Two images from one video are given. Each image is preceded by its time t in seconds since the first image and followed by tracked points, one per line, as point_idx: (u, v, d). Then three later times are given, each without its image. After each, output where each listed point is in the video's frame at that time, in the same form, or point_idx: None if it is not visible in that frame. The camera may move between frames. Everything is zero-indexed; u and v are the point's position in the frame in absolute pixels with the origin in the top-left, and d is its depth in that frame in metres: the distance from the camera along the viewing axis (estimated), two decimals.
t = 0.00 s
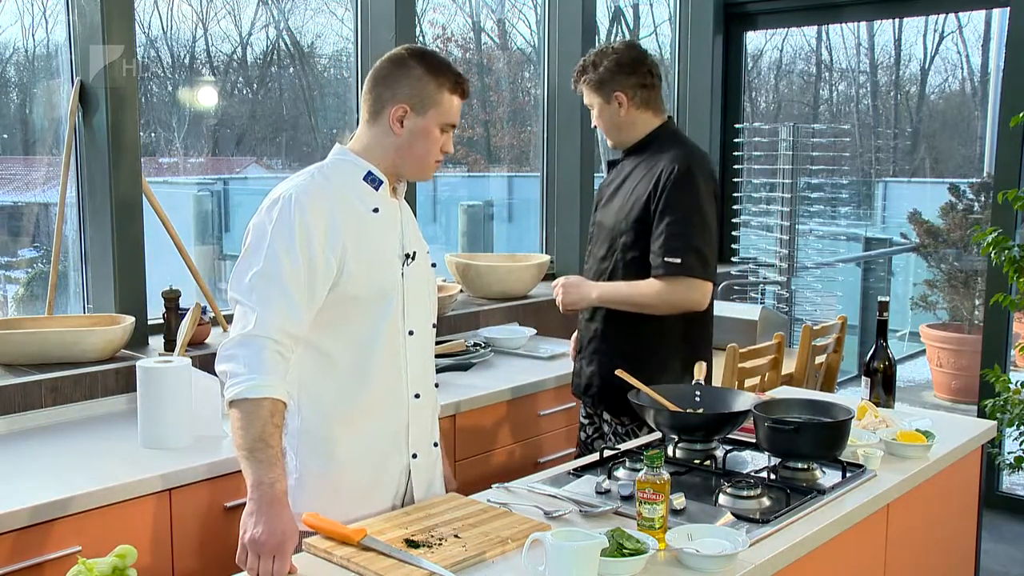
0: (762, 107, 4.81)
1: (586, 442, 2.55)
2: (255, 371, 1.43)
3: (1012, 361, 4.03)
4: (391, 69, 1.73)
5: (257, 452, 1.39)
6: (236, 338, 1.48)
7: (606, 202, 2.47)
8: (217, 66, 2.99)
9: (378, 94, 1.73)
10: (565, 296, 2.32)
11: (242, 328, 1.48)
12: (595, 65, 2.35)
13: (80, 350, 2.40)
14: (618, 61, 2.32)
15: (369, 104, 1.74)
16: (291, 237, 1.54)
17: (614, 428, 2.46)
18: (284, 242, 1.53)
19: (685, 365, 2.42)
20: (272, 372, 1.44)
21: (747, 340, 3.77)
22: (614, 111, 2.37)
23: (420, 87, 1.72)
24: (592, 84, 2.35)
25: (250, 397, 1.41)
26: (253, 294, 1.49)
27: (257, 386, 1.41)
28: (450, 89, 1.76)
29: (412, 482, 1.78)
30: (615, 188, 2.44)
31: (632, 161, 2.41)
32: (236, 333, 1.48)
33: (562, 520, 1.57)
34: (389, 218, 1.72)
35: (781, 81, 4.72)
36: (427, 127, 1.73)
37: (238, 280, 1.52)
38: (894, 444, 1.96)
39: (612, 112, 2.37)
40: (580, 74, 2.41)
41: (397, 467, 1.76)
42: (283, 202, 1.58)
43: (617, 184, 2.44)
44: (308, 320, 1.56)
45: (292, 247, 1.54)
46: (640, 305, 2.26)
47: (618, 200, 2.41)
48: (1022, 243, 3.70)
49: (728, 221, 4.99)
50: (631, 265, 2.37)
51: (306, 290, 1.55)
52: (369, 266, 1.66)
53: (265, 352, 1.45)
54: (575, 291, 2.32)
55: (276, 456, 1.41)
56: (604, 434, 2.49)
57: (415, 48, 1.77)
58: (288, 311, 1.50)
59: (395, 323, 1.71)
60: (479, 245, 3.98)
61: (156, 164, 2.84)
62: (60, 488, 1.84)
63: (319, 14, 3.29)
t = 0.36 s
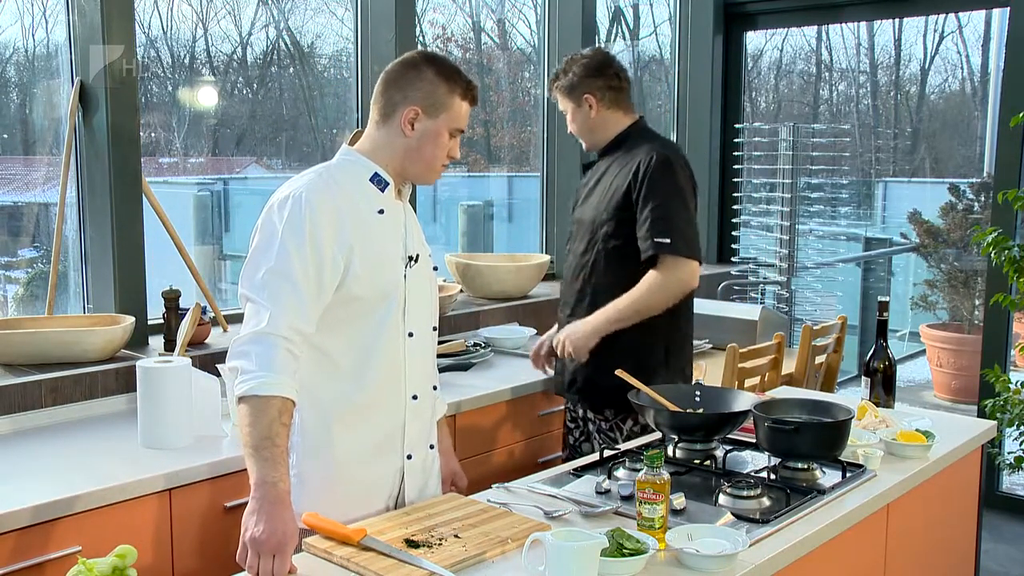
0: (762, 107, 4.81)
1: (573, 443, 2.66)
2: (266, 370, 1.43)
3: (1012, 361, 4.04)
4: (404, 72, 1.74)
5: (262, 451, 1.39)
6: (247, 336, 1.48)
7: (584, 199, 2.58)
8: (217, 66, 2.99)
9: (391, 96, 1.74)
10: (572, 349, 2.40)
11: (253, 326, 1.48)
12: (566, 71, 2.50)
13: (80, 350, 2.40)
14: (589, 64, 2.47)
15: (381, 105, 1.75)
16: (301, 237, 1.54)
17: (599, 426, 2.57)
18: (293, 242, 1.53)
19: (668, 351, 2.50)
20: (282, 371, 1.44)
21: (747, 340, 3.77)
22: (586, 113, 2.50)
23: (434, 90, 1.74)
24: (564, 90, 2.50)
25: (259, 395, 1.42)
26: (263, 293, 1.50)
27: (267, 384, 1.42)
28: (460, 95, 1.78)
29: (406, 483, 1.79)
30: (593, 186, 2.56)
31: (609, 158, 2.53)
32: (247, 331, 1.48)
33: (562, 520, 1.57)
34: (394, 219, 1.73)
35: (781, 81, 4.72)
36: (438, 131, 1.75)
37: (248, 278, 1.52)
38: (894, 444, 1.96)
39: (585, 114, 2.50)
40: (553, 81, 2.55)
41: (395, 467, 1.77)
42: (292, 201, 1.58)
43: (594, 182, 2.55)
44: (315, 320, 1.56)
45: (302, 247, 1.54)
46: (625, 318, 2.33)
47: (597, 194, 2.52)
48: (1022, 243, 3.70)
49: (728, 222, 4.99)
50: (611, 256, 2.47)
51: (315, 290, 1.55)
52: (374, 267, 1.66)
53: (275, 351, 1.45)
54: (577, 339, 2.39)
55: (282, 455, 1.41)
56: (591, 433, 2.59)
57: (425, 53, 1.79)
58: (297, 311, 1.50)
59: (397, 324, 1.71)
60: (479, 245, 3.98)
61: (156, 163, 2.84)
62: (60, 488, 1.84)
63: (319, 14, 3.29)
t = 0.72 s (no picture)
0: (762, 107, 4.81)
1: (568, 439, 2.72)
2: (273, 367, 1.43)
3: (1012, 361, 4.03)
4: (410, 74, 1.76)
5: (265, 449, 1.39)
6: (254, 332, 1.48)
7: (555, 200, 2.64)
8: (217, 66, 2.99)
9: (403, 99, 1.74)
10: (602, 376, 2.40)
11: (261, 323, 1.48)
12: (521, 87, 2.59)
13: (80, 351, 2.40)
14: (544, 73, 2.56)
15: (392, 108, 1.74)
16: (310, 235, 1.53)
17: (591, 417, 2.64)
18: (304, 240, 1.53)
19: (656, 351, 2.57)
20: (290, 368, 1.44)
21: (747, 340, 3.77)
22: (545, 122, 2.58)
23: (440, 95, 1.79)
24: (523, 105, 2.58)
25: (264, 391, 1.41)
26: (273, 291, 1.49)
27: (273, 381, 1.42)
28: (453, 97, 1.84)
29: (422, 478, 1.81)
30: (561, 185, 2.63)
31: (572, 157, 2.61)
32: (255, 328, 1.47)
33: (562, 521, 1.57)
34: (400, 218, 1.73)
35: (780, 81, 4.72)
36: (443, 134, 1.81)
37: (256, 275, 1.51)
38: (894, 444, 1.96)
39: (544, 123, 2.58)
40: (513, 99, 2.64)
41: (409, 465, 1.79)
42: (300, 199, 1.57)
43: (562, 181, 2.63)
44: (327, 319, 1.57)
45: (312, 245, 1.53)
46: (625, 318, 2.39)
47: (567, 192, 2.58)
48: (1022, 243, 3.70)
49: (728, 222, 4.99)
50: (585, 248, 2.52)
51: (325, 288, 1.55)
52: (384, 266, 1.67)
53: (284, 349, 1.45)
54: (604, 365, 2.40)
55: (286, 454, 1.41)
56: (585, 427, 2.66)
57: (422, 57, 1.82)
58: (308, 309, 1.50)
59: (407, 323, 1.72)
60: (479, 245, 3.98)
61: (156, 163, 2.84)
62: (60, 488, 1.84)
63: (319, 14, 3.29)
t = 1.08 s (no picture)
0: (762, 107, 4.81)
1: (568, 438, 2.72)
2: (291, 366, 1.42)
3: (1012, 361, 4.03)
4: (415, 76, 1.76)
5: (275, 449, 1.38)
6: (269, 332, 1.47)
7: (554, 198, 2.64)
8: (217, 66, 2.99)
9: (409, 101, 1.74)
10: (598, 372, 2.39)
11: (277, 322, 1.47)
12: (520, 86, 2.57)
13: (80, 351, 2.40)
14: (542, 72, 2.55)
15: (397, 109, 1.75)
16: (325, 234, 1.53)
17: (588, 412, 2.64)
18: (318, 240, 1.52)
19: (650, 349, 2.57)
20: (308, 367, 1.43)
21: (748, 340, 3.77)
22: (545, 121, 2.57)
23: (446, 97, 1.79)
24: (522, 104, 2.56)
25: (280, 390, 1.40)
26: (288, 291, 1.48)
27: (291, 380, 1.41)
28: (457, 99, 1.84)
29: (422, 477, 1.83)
30: (560, 184, 2.63)
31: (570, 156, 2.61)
32: (270, 327, 1.47)
33: (562, 520, 1.58)
34: (406, 220, 1.74)
35: (781, 81, 4.72)
36: (448, 136, 1.81)
37: (271, 274, 1.50)
38: (894, 444, 1.96)
39: (544, 122, 2.57)
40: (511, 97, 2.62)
41: (409, 464, 1.81)
42: (312, 199, 1.57)
43: (561, 180, 2.63)
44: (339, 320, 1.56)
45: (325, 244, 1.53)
46: (621, 313, 2.38)
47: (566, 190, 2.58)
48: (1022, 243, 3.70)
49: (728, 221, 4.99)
50: (582, 245, 2.53)
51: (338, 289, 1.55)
52: (392, 268, 1.67)
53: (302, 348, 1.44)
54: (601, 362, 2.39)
55: (296, 455, 1.40)
56: (584, 425, 2.66)
57: (428, 57, 1.82)
58: (323, 309, 1.50)
59: (412, 324, 1.73)
60: (479, 245, 3.98)
61: (156, 164, 2.84)
62: (60, 488, 1.84)
63: (319, 14, 3.29)
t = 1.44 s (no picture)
0: (762, 107, 4.81)
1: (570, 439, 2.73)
2: (287, 367, 1.42)
3: (1012, 361, 4.03)
4: (424, 79, 1.76)
5: (274, 449, 1.38)
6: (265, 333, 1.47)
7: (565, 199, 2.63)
8: (217, 66, 2.99)
9: (415, 104, 1.74)
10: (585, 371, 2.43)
11: (274, 324, 1.47)
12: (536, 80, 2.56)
13: (80, 351, 2.40)
14: (559, 69, 2.55)
15: (401, 112, 1.74)
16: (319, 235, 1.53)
17: (591, 415, 2.64)
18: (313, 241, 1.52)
19: (654, 350, 2.57)
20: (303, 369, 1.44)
21: (748, 340, 3.77)
22: (560, 118, 2.56)
23: (454, 100, 1.78)
24: (536, 98, 2.56)
25: (278, 391, 1.40)
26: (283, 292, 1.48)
27: (287, 382, 1.41)
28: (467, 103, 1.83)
29: (399, 485, 1.80)
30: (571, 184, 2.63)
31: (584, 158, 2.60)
32: (265, 329, 1.47)
33: (562, 520, 1.58)
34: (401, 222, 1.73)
35: (781, 81, 4.72)
36: (454, 140, 1.80)
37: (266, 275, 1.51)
38: (894, 444, 1.96)
39: (560, 119, 2.57)
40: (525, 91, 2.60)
41: (385, 468, 1.78)
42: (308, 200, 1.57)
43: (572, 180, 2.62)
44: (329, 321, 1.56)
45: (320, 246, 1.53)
46: (621, 316, 2.40)
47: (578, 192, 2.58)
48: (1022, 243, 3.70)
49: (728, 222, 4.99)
50: (591, 248, 2.52)
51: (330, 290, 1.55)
52: (383, 271, 1.67)
53: (296, 350, 1.44)
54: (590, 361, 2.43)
55: (294, 455, 1.39)
56: (585, 425, 2.67)
57: (438, 61, 1.81)
58: (315, 311, 1.50)
59: (400, 328, 1.73)
60: (479, 244, 3.98)
61: (156, 164, 2.84)
62: (60, 488, 1.84)
63: (319, 14, 3.29)
